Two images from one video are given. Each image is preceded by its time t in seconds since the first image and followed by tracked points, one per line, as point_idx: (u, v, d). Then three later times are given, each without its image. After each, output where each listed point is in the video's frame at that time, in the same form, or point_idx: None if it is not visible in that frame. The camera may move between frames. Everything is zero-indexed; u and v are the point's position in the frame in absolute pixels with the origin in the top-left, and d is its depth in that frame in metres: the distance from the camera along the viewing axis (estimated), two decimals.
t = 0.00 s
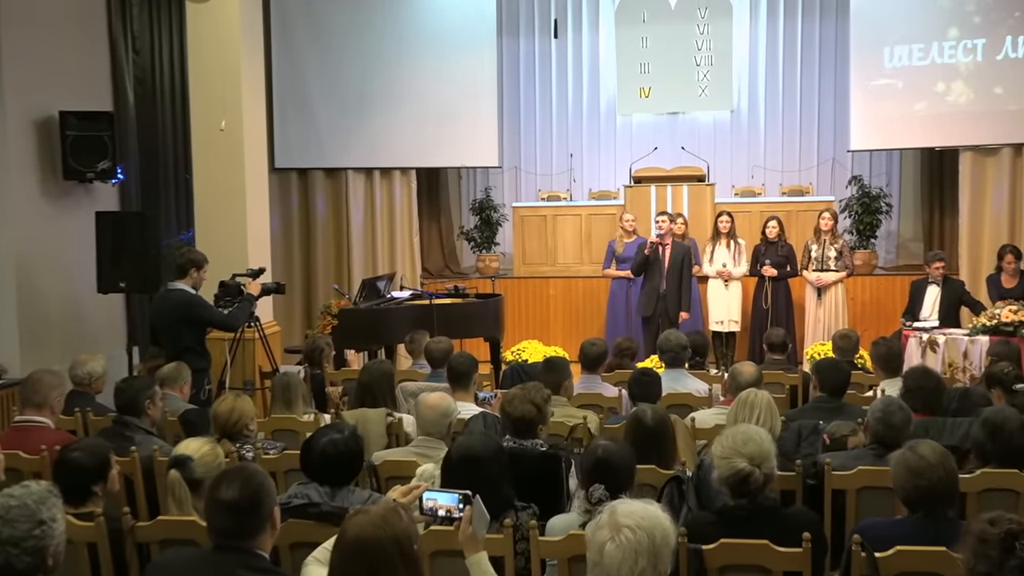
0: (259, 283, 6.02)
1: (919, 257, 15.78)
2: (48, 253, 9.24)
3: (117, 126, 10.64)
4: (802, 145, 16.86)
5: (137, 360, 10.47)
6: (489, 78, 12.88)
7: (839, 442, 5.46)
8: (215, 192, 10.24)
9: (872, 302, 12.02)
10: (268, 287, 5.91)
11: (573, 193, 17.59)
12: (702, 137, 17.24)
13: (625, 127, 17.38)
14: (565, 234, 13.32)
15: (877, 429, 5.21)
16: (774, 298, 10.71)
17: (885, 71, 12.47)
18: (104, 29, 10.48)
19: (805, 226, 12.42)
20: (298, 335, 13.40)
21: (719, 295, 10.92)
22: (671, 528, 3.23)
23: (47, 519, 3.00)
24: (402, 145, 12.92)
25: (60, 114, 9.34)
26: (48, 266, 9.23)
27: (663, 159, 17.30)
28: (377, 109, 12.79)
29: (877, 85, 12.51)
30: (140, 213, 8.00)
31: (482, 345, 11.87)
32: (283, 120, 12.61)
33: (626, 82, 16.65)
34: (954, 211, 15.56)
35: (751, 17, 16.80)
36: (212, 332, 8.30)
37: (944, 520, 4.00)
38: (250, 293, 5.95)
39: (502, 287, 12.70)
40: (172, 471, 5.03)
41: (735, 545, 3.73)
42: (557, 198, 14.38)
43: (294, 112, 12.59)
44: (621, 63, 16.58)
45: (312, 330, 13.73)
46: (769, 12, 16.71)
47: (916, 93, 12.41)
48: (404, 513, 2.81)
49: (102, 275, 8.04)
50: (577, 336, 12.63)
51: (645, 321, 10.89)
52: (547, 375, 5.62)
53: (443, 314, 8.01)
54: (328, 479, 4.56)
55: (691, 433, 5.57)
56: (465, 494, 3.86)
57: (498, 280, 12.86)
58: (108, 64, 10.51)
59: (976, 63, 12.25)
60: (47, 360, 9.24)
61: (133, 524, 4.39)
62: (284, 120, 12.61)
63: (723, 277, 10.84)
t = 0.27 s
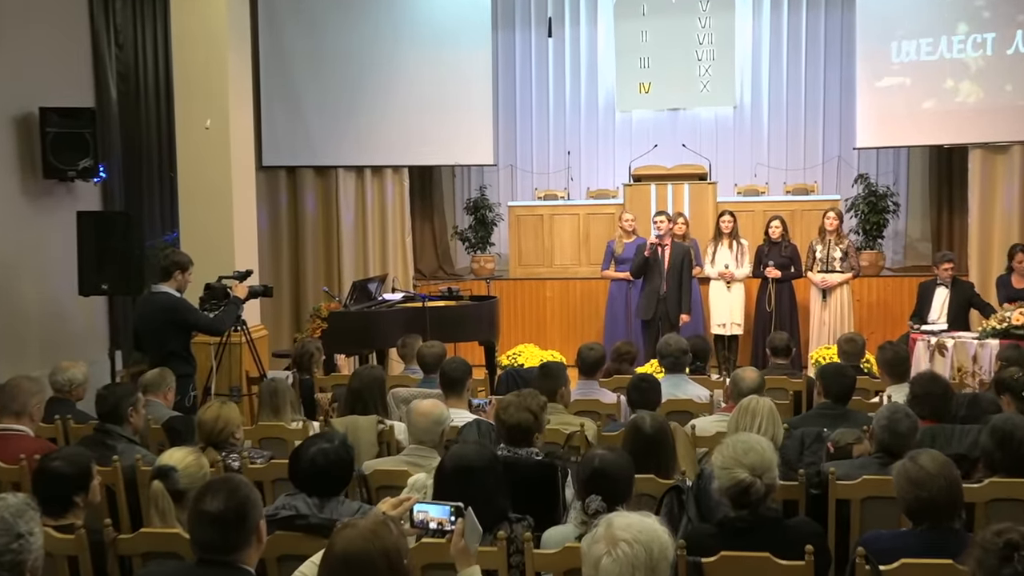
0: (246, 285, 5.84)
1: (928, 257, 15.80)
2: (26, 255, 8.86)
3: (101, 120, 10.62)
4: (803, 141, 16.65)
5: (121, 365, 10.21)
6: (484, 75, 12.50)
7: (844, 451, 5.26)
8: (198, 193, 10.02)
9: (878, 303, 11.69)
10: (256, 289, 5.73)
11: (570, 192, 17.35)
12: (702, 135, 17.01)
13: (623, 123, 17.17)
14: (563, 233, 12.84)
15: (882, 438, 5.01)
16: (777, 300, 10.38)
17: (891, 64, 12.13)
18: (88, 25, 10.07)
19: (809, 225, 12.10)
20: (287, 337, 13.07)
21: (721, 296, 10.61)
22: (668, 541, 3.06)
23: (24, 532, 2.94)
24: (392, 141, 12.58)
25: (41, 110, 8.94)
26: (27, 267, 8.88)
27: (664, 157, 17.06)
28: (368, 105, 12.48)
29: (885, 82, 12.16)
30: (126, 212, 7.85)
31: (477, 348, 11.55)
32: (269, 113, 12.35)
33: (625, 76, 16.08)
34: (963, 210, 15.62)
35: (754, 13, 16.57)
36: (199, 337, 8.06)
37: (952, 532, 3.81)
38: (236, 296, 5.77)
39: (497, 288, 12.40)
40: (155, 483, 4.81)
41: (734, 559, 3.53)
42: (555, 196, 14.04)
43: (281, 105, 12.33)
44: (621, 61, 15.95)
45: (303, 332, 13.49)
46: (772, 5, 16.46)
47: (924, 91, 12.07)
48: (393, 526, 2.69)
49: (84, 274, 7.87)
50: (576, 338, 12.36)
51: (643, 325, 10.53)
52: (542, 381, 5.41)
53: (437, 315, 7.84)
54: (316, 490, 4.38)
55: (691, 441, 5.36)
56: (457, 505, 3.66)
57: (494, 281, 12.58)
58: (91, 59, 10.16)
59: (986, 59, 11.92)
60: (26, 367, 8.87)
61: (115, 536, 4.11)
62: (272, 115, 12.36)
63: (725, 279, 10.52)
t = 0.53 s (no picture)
0: (234, 289, 5.66)
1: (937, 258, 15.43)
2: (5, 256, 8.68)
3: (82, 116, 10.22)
4: (805, 137, 16.43)
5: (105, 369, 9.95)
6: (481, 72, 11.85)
7: (849, 460, 5.07)
8: (185, 197, 9.14)
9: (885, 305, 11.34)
10: (243, 293, 5.55)
11: (569, 190, 17.15)
12: (704, 131, 16.74)
13: (622, 120, 16.89)
14: (560, 234, 12.57)
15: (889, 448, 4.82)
16: (782, 302, 10.04)
17: (898, 58, 11.77)
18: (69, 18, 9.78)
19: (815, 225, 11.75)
20: (275, 342, 12.56)
21: (724, 300, 10.18)
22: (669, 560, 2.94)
23: None
24: (387, 139, 11.90)
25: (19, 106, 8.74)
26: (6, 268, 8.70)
27: (665, 154, 16.84)
28: (362, 102, 11.80)
29: (893, 83, 11.80)
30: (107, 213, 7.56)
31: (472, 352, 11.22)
32: (259, 118, 11.73)
33: (626, 71, 15.87)
34: (973, 211, 15.21)
35: (758, 8, 16.29)
36: (183, 342, 7.75)
37: (960, 545, 3.64)
38: (223, 299, 5.59)
39: (492, 290, 12.06)
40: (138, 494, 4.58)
41: None
42: (553, 196, 13.61)
43: (271, 106, 11.70)
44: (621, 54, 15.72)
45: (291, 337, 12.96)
46: None
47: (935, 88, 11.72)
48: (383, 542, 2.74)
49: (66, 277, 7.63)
50: (573, 342, 12.03)
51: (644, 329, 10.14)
52: (538, 389, 5.23)
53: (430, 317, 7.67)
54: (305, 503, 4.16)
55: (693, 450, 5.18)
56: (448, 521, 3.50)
57: (489, 284, 12.20)
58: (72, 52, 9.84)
59: (997, 53, 11.57)
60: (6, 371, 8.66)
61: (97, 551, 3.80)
62: (262, 116, 11.73)
63: (728, 281, 10.13)
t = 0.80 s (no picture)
0: (222, 293, 5.50)
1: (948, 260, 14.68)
2: None
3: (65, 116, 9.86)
4: (809, 134, 16.15)
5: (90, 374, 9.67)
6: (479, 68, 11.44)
7: (858, 471, 4.90)
8: (173, 197, 8.64)
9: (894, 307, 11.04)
10: (232, 296, 5.40)
11: (568, 190, 16.88)
12: (706, 129, 16.48)
13: (623, 118, 16.68)
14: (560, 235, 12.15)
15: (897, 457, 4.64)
16: (788, 306, 9.73)
17: (908, 53, 11.31)
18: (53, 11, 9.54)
19: (824, 225, 11.40)
20: (265, 349, 12.09)
21: (728, 303, 9.92)
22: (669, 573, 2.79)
23: None
24: (380, 134, 11.53)
25: None
26: None
27: (668, 152, 16.59)
28: (354, 97, 11.46)
29: (903, 83, 11.34)
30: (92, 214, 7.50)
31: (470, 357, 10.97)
32: (248, 106, 11.43)
33: (627, 68, 15.66)
34: (985, 212, 14.40)
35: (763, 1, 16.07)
36: (171, 346, 7.44)
37: (973, 562, 3.46)
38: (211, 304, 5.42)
39: (489, 293, 11.75)
40: (123, 509, 4.26)
41: None
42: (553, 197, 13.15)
43: (260, 102, 11.41)
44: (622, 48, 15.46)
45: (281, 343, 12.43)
46: None
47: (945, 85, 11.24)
48: (376, 559, 2.64)
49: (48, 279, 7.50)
50: (573, 347, 11.71)
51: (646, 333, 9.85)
52: (536, 397, 5.05)
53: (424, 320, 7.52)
54: (297, 516, 3.94)
55: (697, 461, 5.00)
56: (442, 538, 3.39)
57: (487, 286, 11.88)
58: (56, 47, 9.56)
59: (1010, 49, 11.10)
60: None
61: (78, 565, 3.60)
62: (250, 110, 11.42)
63: (732, 284, 9.87)
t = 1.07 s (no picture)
0: (214, 297, 5.37)
1: (961, 261, 14.45)
2: None
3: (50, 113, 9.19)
4: (817, 130, 15.89)
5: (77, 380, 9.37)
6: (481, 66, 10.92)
7: (868, 481, 4.74)
8: (162, 199, 8.44)
9: (905, 310, 10.76)
10: (223, 301, 5.25)
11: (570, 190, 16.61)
12: (712, 125, 16.22)
13: (625, 114, 16.40)
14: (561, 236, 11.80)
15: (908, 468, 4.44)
16: (796, 310, 9.42)
17: (920, 49, 10.79)
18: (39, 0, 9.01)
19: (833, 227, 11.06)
20: (258, 354, 11.53)
21: (735, 305, 9.48)
22: None
23: None
24: (377, 133, 10.97)
25: None
26: None
27: (673, 151, 16.29)
28: (351, 95, 10.87)
29: (915, 85, 10.82)
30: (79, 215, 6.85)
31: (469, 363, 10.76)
32: (240, 113, 10.81)
33: (630, 63, 15.32)
34: (999, 212, 14.21)
35: None
36: (159, 350, 7.17)
37: None
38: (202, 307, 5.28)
39: (488, 295, 11.45)
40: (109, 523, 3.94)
41: None
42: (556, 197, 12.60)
43: (256, 104, 10.79)
44: (626, 43, 15.17)
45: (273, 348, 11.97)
46: None
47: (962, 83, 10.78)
48: None
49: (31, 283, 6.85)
50: (575, 352, 11.42)
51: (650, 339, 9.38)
52: (536, 405, 4.90)
53: (420, 324, 7.32)
54: (290, 529, 3.74)
55: (702, 471, 4.85)
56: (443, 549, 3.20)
57: (486, 288, 11.55)
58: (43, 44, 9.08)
59: None
60: None
61: None
62: (242, 111, 10.80)
63: (740, 286, 9.40)
